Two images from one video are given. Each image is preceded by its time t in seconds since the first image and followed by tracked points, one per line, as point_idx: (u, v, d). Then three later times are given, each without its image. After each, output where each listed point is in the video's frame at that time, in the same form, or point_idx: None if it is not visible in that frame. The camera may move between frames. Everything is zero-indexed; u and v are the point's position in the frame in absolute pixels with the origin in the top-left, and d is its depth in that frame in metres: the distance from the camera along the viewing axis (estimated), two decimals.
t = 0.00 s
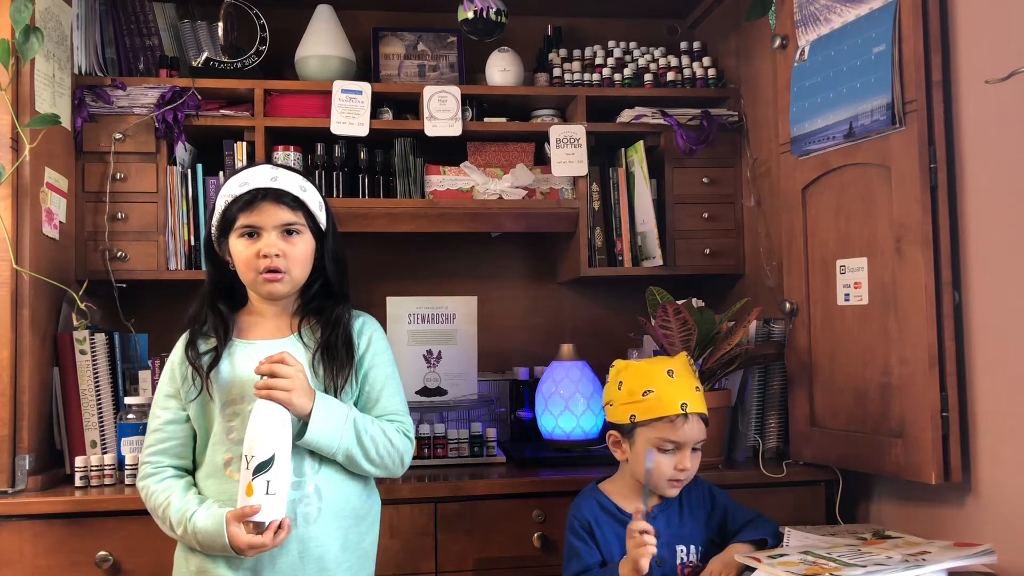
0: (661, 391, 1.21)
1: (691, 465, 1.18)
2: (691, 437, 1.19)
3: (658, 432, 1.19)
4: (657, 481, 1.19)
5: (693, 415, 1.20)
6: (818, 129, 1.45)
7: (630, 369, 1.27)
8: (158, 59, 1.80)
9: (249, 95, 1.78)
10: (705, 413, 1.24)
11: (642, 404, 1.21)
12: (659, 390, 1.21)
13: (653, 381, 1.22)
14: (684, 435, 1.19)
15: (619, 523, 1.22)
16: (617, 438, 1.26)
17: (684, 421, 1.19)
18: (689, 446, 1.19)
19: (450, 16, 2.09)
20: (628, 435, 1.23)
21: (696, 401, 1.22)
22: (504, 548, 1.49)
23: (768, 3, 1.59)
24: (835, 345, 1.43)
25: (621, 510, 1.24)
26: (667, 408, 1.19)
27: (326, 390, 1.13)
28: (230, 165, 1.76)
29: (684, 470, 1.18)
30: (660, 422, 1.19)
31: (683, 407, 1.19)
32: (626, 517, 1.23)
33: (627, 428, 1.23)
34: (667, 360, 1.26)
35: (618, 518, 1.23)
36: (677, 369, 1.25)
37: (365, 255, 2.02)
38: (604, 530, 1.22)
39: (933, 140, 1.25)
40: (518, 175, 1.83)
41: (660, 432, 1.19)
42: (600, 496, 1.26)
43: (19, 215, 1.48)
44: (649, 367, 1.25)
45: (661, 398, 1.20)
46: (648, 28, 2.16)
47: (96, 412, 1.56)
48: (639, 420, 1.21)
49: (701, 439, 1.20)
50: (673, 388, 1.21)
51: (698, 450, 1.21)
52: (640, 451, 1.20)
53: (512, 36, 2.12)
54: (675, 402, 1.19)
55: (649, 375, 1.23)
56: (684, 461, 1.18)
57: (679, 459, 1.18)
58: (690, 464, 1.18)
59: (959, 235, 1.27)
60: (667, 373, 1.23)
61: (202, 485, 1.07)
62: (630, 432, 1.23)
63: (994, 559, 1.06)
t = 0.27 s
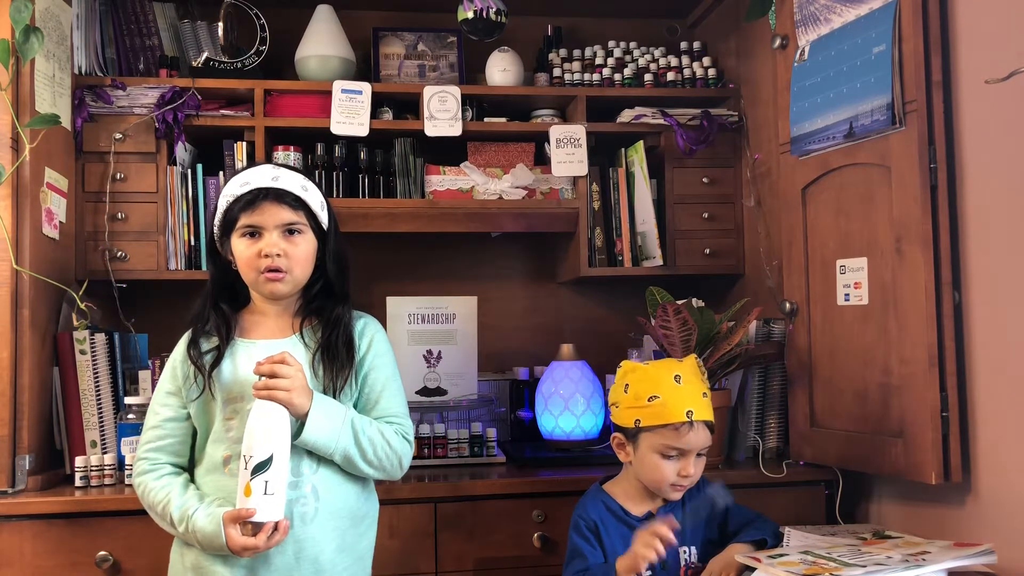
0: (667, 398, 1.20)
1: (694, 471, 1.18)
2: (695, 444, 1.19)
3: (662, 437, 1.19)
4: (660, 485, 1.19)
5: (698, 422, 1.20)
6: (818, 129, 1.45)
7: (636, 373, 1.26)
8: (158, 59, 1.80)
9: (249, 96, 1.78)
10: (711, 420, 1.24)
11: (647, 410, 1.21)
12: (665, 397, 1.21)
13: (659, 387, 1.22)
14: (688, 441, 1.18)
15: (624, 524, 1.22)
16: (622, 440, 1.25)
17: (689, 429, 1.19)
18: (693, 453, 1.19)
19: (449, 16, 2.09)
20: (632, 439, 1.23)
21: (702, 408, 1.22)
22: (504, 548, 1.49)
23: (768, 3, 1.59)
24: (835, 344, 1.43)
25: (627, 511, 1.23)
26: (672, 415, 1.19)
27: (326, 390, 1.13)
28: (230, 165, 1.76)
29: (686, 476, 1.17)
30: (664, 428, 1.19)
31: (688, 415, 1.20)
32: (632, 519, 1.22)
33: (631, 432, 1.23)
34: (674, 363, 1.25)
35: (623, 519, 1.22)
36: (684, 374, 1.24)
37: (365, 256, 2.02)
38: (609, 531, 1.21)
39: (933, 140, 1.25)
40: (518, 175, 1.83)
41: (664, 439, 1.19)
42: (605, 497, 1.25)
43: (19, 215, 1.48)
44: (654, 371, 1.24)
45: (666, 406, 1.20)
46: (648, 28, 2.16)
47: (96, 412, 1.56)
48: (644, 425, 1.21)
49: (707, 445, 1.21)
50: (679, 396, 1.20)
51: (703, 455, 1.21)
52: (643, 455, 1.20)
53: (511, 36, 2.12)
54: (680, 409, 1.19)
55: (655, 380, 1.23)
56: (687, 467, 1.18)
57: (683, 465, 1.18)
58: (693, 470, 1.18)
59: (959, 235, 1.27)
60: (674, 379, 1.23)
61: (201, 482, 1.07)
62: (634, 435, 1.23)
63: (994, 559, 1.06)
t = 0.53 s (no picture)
0: (667, 396, 1.21)
1: (691, 471, 1.18)
2: (694, 444, 1.19)
3: (660, 437, 1.19)
4: (657, 484, 1.18)
5: (697, 421, 1.20)
6: (818, 129, 1.45)
7: (639, 371, 1.26)
8: (158, 59, 1.80)
9: (249, 95, 1.78)
10: (711, 422, 1.24)
11: (647, 408, 1.21)
12: (665, 395, 1.21)
13: (660, 386, 1.22)
14: (686, 441, 1.18)
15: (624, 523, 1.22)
16: (621, 438, 1.26)
17: (688, 428, 1.19)
18: (691, 453, 1.19)
19: (449, 16, 2.09)
20: (632, 437, 1.23)
21: (702, 408, 1.21)
22: (504, 548, 1.49)
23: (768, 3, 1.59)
24: (835, 344, 1.43)
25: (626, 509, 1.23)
26: (671, 414, 1.19)
27: (323, 390, 1.13)
28: (230, 165, 1.76)
29: (683, 476, 1.17)
30: (664, 427, 1.19)
31: (687, 413, 1.19)
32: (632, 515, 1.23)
33: (631, 431, 1.23)
34: (675, 364, 1.26)
35: (623, 518, 1.22)
36: (686, 375, 1.24)
37: (365, 256, 2.02)
38: (609, 530, 1.21)
39: (933, 140, 1.25)
40: (518, 175, 1.83)
41: (662, 437, 1.19)
42: (606, 497, 1.25)
43: (19, 215, 1.48)
44: (656, 370, 1.24)
45: (666, 404, 1.20)
46: (648, 28, 2.16)
47: (96, 412, 1.56)
48: (643, 423, 1.21)
49: (707, 447, 1.21)
50: (678, 394, 1.20)
51: (702, 456, 1.21)
52: (641, 453, 1.20)
53: (511, 36, 2.12)
54: (679, 408, 1.19)
55: (656, 379, 1.23)
56: (685, 467, 1.17)
57: (680, 464, 1.18)
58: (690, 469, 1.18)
59: (959, 235, 1.27)
60: (675, 378, 1.23)
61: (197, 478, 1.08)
62: (633, 434, 1.23)
63: (994, 559, 1.06)
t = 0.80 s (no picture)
0: (666, 394, 1.20)
1: (694, 468, 1.18)
2: (695, 441, 1.19)
3: (662, 434, 1.19)
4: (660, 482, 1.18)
5: (697, 417, 1.20)
6: (818, 129, 1.45)
7: (636, 370, 1.26)
8: (158, 59, 1.80)
9: (249, 96, 1.78)
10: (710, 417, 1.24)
11: (646, 406, 1.21)
12: (665, 393, 1.21)
13: (658, 384, 1.22)
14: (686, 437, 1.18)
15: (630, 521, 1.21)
16: (621, 438, 1.26)
17: (688, 424, 1.19)
18: (693, 449, 1.19)
19: (449, 16, 2.09)
20: (632, 436, 1.23)
21: (701, 405, 1.22)
22: (504, 548, 1.49)
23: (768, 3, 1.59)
24: (835, 344, 1.43)
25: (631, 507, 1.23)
26: (671, 411, 1.19)
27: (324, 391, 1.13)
28: (230, 165, 1.76)
29: (686, 473, 1.17)
30: (664, 424, 1.19)
31: (687, 410, 1.19)
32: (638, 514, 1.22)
33: (632, 430, 1.23)
34: (673, 361, 1.26)
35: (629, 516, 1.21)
36: (683, 372, 1.24)
37: (365, 256, 2.02)
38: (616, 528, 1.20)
39: (933, 140, 1.25)
40: (518, 175, 1.82)
41: (663, 434, 1.19)
42: (610, 493, 1.26)
43: (19, 215, 1.48)
44: (654, 368, 1.24)
45: (666, 402, 1.20)
46: (648, 28, 2.16)
47: (96, 412, 1.56)
48: (643, 422, 1.21)
49: (708, 442, 1.21)
50: (677, 391, 1.20)
51: (703, 453, 1.21)
52: (644, 452, 1.20)
53: (511, 36, 2.12)
54: (678, 404, 1.19)
55: (653, 377, 1.23)
56: (686, 465, 1.17)
57: (682, 462, 1.18)
58: (692, 466, 1.18)
59: (959, 235, 1.27)
60: (673, 375, 1.23)
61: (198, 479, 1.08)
62: (634, 433, 1.23)
63: (994, 559, 1.06)
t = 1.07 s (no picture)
0: (674, 392, 1.20)
1: (700, 469, 1.18)
2: (701, 441, 1.18)
3: (669, 434, 1.19)
4: (665, 483, 1.18)
5: (705, 417, 1.20)
6: (818, 129, 1.45)
7: (644, 368, 1.26)
8: (158, 59, 1.80)
9: (249, 96, 1.78)
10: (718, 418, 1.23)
11: (653, 405, 1.21)
12: (673, 391, 1.20)
13: (666, 382, 1.22)
14: (693, 437, 1.18)
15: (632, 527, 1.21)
16: (626, 437, 1.25)
17: (695, 423, 1.19)
18: (699, 450, 1.18)
19: (449, 16, 2.09)
20: (638, 435, 1.23)
21: (709, 404, 1.21)
22: (504, 548, 1.49)
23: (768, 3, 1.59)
24: (836, 344, 1.43)
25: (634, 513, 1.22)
26: (680, 410, 1.19)
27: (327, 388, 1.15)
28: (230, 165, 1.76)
29: (692, 473, 1.17)
30: (671, 423, 1.19)
31: (695, 409, 1.19)
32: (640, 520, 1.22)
33: (638, 428, 1.23)
34: (681, 361, 1.26)
35: (630, 522, 1.21)
36: (692, 371, 1.24)
37: (365, 256, 2.02)
38: (617, 536, 1.20)
39: (933, 140, 1.25)
40: (518, 175, 1.82)
41: (670, 434, 1.19)
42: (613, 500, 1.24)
43: (19, 215, 1.48)
44: (662, 366, 1.24)
45: (674, 400, 1.19)
46: (648, 28, 2.16)
47: (96, 412, 1.56)
48: (649, 420, 1.21)
49: (714, 443, 1.20)
50: (685, 391, 1.20)
51: (710, 454, 1.20)
52: (649, 451, 1.20)
53: (511, 36, 2.12)
54: (687, 404, 1.19)
55: (662, 375, 1.23)
56: (693, 465, 1.17)
57: (688, 462, 1.18)
58: (699, 466, 1.18)
59: (959, 235, 1.27)
60: (681, 374, 1.22)
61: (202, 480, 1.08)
62: (640, 432, 1.23)
63: (994, 559, 1.06)
